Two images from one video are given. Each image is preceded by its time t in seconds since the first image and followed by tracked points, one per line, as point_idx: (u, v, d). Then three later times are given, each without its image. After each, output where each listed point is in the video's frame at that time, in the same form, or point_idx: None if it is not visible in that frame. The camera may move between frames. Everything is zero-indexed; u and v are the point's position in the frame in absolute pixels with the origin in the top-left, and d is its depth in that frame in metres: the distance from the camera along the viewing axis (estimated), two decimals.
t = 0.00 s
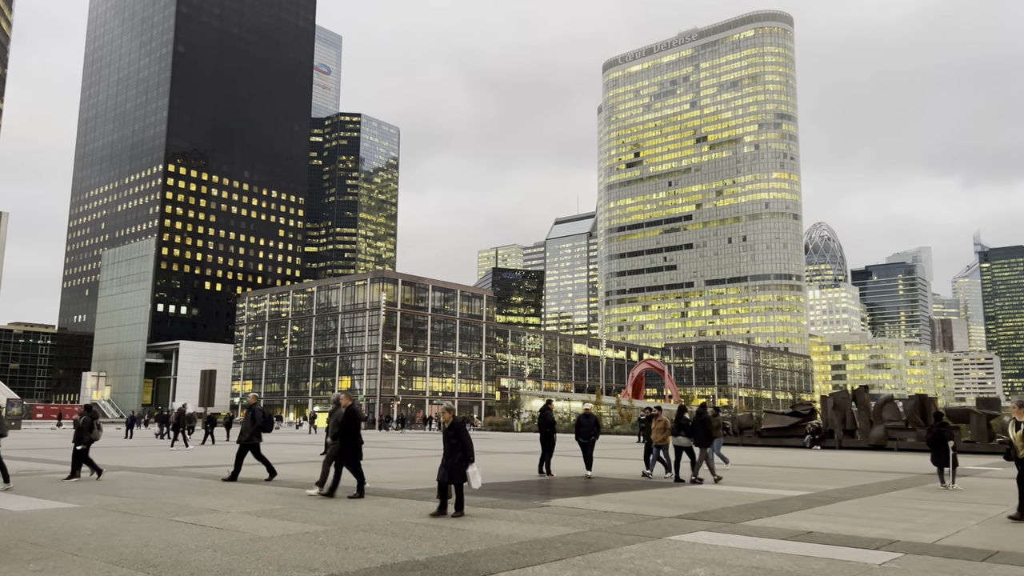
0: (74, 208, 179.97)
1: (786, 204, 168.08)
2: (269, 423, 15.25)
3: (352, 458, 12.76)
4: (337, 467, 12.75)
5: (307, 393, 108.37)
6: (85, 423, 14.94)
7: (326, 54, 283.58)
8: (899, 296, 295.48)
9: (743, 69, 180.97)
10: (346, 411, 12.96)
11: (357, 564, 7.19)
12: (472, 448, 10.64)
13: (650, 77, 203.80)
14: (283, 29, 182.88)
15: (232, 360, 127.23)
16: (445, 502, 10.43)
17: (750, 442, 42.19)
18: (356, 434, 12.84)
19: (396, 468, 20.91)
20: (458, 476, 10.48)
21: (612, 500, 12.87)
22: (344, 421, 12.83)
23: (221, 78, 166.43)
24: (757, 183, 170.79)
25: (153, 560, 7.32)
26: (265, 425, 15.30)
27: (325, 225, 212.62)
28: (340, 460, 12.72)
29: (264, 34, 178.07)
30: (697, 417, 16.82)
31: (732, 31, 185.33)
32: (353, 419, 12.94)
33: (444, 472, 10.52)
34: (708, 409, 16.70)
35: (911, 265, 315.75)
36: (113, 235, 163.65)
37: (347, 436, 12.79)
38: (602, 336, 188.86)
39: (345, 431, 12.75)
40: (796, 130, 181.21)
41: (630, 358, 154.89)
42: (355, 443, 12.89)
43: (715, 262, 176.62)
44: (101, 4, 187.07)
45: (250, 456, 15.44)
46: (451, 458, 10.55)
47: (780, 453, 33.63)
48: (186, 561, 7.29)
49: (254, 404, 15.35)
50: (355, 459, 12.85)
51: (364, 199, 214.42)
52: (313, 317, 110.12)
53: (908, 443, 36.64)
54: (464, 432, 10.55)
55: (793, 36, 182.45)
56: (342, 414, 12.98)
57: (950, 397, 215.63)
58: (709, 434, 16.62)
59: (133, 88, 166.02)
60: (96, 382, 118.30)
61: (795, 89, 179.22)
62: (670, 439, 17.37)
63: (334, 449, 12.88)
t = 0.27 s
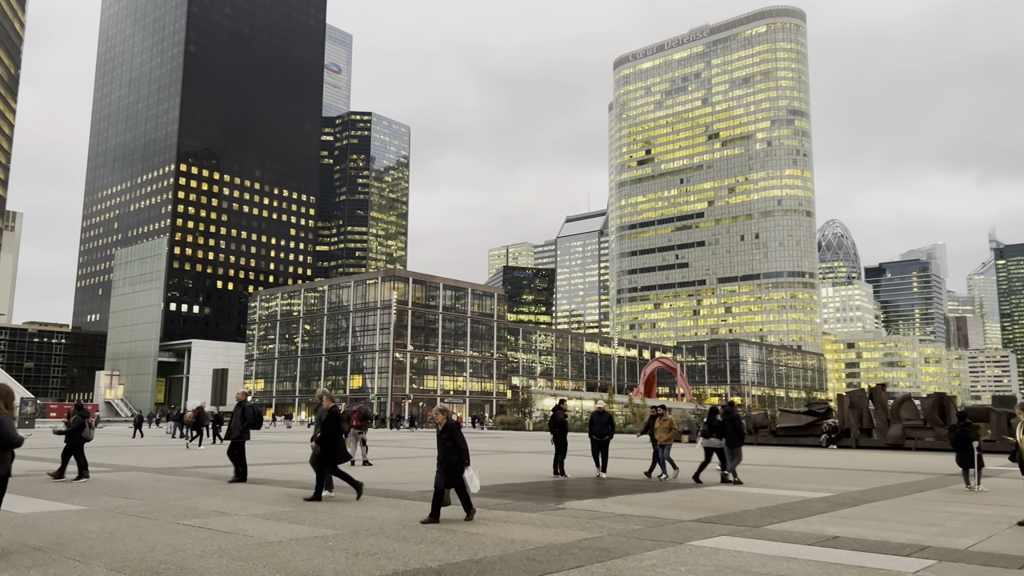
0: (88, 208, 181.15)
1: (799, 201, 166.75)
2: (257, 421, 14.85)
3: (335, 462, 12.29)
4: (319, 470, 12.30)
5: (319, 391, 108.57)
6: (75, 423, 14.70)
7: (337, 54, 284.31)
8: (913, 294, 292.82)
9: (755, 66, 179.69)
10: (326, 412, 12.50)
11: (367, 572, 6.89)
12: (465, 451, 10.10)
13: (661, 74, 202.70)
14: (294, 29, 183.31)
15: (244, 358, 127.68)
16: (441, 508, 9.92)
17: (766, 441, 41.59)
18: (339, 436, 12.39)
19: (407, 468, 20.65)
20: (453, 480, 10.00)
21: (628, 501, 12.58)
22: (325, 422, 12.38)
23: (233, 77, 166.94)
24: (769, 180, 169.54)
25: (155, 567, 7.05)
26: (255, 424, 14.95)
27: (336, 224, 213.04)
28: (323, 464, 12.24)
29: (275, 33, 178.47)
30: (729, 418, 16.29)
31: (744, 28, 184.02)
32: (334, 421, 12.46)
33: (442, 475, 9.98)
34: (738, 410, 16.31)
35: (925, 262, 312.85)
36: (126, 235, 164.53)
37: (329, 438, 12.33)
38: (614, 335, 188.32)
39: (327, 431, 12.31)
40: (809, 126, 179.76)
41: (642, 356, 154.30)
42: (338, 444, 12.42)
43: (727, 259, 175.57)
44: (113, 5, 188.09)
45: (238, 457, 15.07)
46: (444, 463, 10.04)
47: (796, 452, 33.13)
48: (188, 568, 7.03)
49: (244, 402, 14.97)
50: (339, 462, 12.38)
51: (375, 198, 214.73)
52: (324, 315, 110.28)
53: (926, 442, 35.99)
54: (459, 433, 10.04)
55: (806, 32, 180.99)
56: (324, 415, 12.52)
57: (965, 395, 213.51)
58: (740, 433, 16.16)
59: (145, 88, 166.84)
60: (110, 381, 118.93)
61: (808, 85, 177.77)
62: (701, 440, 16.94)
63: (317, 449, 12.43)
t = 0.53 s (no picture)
0: (105, 210, 182.77)
1: (814, 199, 165.28)
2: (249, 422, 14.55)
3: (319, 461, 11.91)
4: (304, 468, 11.92)
5: (333, 391, 108.77)
6: (68, 419, 14.67)
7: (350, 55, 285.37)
8: (931, 293, 289.54)
9: (770, 64, 178.30)
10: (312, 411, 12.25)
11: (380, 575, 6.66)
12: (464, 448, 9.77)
13: (675, 73, 201.66)
14: (308, 31, 184.08)
15: (259, 359, 128.21)
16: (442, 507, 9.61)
17: (784, 442, 41.00)
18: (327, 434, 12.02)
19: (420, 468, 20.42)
20: (452, 480, 9.60)
21: (649, 503, 12.27)
22: (312, 420, 12.04)
23: (247, 80, 167.84)
24: (785, 179, 168.19)
25: (164, 570, 6.86)
26: (246, 425, 14.65)
27: (350, 225, 213.68)
28: (309, 463, 11.90)
29: (289, 35, 179.27)
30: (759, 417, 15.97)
31: (759, 26, 182.68)
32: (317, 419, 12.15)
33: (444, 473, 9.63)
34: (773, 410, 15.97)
35: (944, 261, 309.08)
36: (143, 236, 165.84)
37: (316, 436, 11.94)
38: (628, 335, 187.59)
39: (312, 430, 11.94)
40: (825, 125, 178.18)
41: (657, 356, 153.53)
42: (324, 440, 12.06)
43: (742, 259, 174.34)
44: (129, 9, 189.73)
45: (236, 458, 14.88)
46: (443, 460, 9.71)
47: (815, 452, 32.61)
48: (198, 570, 6.82)
49: (235, 402, 14.72)
50: (326, 457, 12.02)
51: (388, 199, 215.19)
52: (339, 316, 110.50)
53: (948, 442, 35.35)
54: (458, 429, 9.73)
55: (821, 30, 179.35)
56: (310, 414, 12.22)
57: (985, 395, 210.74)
58: (773, 434, 15.79)
59: (161, 91, 168.13)
60: (127, 382, 119.81)
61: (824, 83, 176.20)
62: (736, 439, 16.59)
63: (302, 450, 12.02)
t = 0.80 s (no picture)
0: (118, 209, 183.92)
1: (828, 195, 163.92)
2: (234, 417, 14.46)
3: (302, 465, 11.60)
4: (286, 471, 11.63)
5: (345, 388, 108.93)
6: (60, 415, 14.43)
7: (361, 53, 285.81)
8: (945, 289, 286.83)
9: (783, 58, 176.83)
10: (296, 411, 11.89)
11: None
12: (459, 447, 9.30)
13: (686, 69, 200.45)
14: (318, 29, 184.31)
15: (271, 356, 128.62)
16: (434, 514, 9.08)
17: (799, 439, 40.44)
18: (308, 435, 11.75)
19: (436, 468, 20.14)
20: (445, 485, 9.12)
21: (667, 504, 11.96)
22: (292, 421, 11.72)
23: (258, 78, 168.21)
24: (797, 174, 166.93)
25: None
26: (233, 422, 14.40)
27: (361, 222, 213.97)
28: (290, 464, 11.56)
29: (299, 34, 179.48)
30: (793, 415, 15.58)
31: (771, 20, 181.20)
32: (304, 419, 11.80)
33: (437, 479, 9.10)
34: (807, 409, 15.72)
35: (959, 257, 306.05)
36: (155, 235, 166.73)
37: (296, 438, 11.65)
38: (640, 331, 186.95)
39: (292, 431, 11.63)
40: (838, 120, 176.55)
41: (669, 353, 152.85)
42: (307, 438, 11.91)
43: (755, 255, 173.13)
44: (140, 8, 190.64)
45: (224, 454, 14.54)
46: (438, 462, 9.23)
47: (831, 451, 32.14)
48: None
49: (223, 399, 14.47)
50: (306, 462, 11.68)
51: (399, 196, 215.35)
52: (350, 313, 110.58)
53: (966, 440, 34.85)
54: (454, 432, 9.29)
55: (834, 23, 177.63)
56: (292, 414, 11.86)
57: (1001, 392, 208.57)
58: (809, 435, 15.54)
59: (172, 90, 168.81)
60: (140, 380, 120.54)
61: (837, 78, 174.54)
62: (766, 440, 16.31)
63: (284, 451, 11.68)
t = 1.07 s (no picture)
0: (123, 210, 184.39)
1: (833, 195, 163.19)
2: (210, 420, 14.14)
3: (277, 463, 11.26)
4: (260, 470, 11.31)
5: (350, 389, 108.82)
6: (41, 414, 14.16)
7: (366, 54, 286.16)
8: (952, 290, 285.53)
9: (788, 58, 176.23)
10: (269, 406, 11.47)
11: None
12: (442, 443, 8.97)
13: (691, 69, 199.97)
14: (323, 30, 184.46)
15: (275, 357, 128.58)
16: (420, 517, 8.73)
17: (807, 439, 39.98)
18: (281, 434, 11.42)
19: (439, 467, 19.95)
20: (430, 486, 8.76)
21: (677, 505, 11.69)
22: (264, 419, 11.38)
23: (262, 79, 168.34)
24: (802, 175, 166.27)
25: None
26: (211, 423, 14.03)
27: (366, 223, 214.05)
28: (262, 462, 11.24)
29: (303, 34, 179.58)
30: (818, 415, 15.41)
31: (776, 20, 180.65)
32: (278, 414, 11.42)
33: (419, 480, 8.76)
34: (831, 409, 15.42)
35: (965, 258, 304.62)
36: (160, 235, 167.02)
37: (270, 438, 11.30)
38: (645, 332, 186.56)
39: (264, 428, 11.32)
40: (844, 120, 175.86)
41: (674, 353, 152.44)
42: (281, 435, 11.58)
43: (760, 255, 172.54)
44: (146, 9, 191.14)
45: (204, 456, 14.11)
46: (421, 462, 8.87)
47: (838, 451, 31.81)
48: None
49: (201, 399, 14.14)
50: (280, 461, 11.33)
51: (404, 197, 215.33)
52: (355, 314, 110.45)
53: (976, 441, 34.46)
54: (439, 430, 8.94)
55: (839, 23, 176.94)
56: (265, 410, 11.51)
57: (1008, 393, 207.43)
58: (832, 433, 15.28)
59: (178, 91, 169.20)
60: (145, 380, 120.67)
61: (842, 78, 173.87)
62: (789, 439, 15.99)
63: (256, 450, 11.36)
